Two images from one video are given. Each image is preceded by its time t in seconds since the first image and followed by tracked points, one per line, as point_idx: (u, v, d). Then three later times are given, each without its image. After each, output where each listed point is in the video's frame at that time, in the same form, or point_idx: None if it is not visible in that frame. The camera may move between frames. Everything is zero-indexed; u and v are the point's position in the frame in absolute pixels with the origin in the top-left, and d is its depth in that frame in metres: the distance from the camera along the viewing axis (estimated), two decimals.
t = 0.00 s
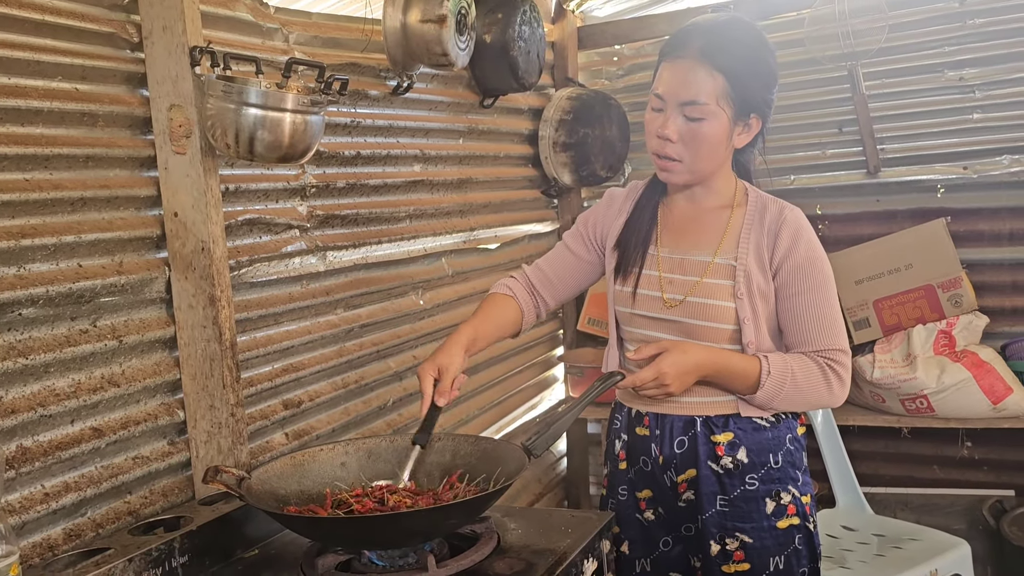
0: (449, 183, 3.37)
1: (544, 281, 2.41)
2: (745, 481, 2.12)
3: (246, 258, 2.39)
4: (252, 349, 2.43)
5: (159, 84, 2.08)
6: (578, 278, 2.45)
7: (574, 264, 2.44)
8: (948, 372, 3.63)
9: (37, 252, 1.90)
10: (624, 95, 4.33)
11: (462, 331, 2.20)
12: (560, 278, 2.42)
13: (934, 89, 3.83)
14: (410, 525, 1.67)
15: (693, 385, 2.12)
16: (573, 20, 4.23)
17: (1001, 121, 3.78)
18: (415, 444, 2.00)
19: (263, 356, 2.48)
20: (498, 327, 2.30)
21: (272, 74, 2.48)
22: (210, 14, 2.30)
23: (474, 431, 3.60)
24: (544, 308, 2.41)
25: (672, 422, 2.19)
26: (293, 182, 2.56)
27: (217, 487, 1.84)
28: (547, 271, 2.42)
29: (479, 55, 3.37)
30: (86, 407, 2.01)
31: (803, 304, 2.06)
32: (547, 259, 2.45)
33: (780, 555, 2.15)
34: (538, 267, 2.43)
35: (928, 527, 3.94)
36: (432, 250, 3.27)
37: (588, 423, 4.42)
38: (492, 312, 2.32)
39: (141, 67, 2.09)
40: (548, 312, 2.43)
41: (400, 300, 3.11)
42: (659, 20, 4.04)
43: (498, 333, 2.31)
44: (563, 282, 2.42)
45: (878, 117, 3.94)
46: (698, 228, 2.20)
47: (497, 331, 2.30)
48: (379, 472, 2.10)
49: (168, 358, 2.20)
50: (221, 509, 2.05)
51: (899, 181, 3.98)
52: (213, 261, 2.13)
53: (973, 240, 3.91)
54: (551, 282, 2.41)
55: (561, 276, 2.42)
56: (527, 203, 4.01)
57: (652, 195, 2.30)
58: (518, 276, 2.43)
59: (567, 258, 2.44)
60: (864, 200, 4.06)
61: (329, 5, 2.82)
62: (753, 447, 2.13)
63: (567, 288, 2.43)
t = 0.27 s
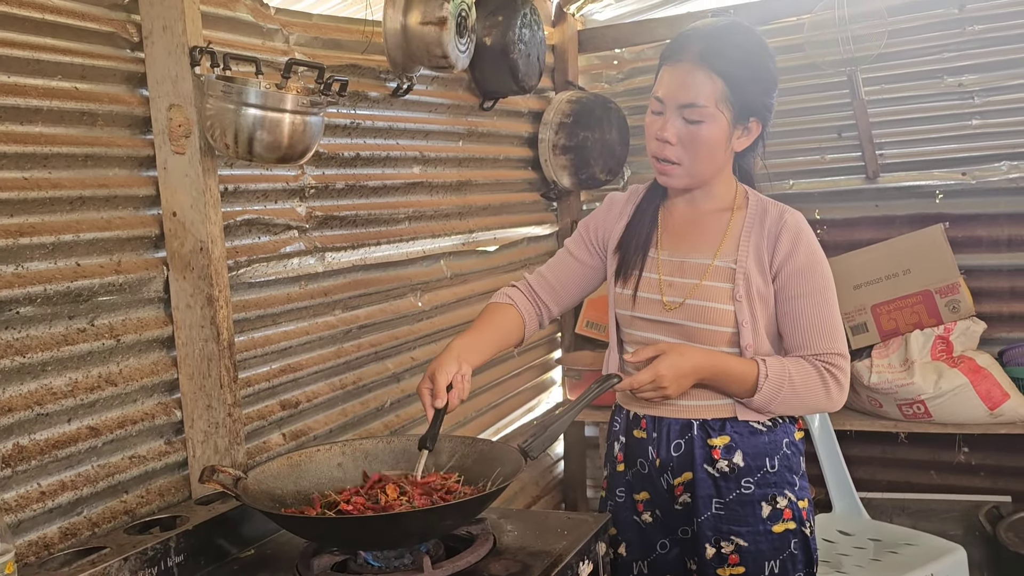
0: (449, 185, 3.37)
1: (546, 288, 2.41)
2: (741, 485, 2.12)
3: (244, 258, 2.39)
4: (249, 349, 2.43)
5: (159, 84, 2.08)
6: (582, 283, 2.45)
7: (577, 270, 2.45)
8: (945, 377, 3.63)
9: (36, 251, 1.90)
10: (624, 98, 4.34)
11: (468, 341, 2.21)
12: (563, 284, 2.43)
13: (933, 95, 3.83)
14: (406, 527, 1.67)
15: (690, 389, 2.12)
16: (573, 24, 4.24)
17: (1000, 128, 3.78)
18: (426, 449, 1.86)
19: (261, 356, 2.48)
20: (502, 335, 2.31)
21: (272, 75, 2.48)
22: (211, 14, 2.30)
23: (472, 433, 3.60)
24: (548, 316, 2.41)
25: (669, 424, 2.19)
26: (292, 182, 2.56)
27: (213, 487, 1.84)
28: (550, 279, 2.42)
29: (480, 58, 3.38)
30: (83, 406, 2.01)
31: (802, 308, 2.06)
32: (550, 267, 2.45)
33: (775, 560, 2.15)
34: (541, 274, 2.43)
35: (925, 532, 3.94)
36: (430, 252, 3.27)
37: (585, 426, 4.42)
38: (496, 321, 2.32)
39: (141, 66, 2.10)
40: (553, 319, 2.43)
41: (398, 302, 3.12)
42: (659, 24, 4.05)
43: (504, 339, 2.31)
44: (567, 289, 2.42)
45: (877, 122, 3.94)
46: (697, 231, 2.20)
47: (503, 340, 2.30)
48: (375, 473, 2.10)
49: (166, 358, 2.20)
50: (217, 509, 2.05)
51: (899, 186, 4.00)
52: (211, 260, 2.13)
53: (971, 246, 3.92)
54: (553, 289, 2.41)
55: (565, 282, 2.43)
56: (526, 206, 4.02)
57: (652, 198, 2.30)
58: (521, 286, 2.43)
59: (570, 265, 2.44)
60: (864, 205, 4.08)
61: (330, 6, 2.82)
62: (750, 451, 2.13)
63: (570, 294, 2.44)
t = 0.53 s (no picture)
0: (448, 187, 3.38)
1: (543, 284, 2.42)
2: (744, 486, 2.13)
3: (244, 257, 2.39)
4: (248, 349, 2.43)
5: (160, 83, 2.08)
6: (579, 282, 2.46)
7: (574, 268, 2.45)
8: (943, 382, 3.63)
9: (36, 248, 1.90)
10: (623, 101, 4.35)
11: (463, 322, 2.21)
12: (560, 281, 2.43)
13: (932, 99, 3.84)
14: (404, 527, 1.67)
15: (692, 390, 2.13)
16: (573, 26, 4.25)
17: (998, 133, 3.80)
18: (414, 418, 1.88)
19: (260, 355, 2.48)
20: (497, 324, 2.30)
21: (272, 75, 2.48)
22: (212, 13, 2.31)
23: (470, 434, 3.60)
24: (544, 312, 2.42)
25: (671, 426, 2.19)
26: (292, 182, 2.56)
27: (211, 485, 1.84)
28: (547, 275, 2.42)
29: (480, 59, 3.38)
30: (82, 404, 2.01)
31: (804, 309, 2.06)
32: (548, 263, 2.45)
33: (778, 561, 2.15)
34: (538, 270, 2.43)
35: (922, 536, 3.95)
36: (429, 253, 3.28)
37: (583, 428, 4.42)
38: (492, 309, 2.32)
39: (142, 65, 2.10)
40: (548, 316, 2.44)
41: (397, 303, 3.12)
42: (659, 27, 4.06)
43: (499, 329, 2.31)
44: (563, 286, 2.43)
45: (876, 127, 3.95)
46: (699, 231, 2.21)
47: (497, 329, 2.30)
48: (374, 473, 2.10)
49: (165, 356, 2.20)
50: (215, 508, 2.04)
51: (898, 190, 3.99)
52: (211, 259, 2.13)
53: (969, 250, 3.93)
54: (551, 286, 2.42)
55: (562, 280, 2.43)
56: (525, 207, 4.02)
57: (653, 199, 2.30)
58: (518, 280, 2.43)
59: (568, 262, 2.44)
60: (862, 210, 4.09)
61: (331, 6, 2.82)
62: (753, 452, 2.13)
63: (567, 292, 2.44)
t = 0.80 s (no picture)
0: (447, 190, 3.38)
1: (539, 282, 2.42)
2: (738, 489, 2.13)
3: (242, 258, 2.40)
4: (246, 350, 2.43)
5: (160, 84, 2.09)
6: (575, 281, 2.46)
7: (571, 266, 2.45)
8: (939, 387, 3.64)
9: (34, 248, 1.90)
10: (622, 105, 4.36)
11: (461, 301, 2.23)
12: (557, 280, 2.43)
13: (929, 105, 3.85)
14: (402, 528, 1.67)
15: (688, 394, 2.13)
16: (572, 30, 4.26)
17: (995, 139, 3.81)
18: (394, 386, 1.84)
19: (257, 357, 2.48)
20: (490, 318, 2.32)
21: (273, 77, 2.49)
22: (212, 15, 2.31)
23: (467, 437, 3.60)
24: (537, 309, 2.42)
25: (667, 429, 2.19)
26: (291, 184, 2.57)
27: (210, 487, 1.84)
28: (544, 273, 2.42)
29: (479, 62, 3.39)
30: (79, 404, 2.01)
31: (800, 314, 2.07)
32: (545, 261, 2.45)
33: (772, 565, 2.15)
34: (535, 268, 2.43)
35: (918, 541, 3.95)
36: (428, 256, 3.28)
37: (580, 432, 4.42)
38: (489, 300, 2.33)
39: (142, 66, 2.10)
40: (541, 313, 2.44)
41: (395, 305, 3.12)
42: (657, 31, 4.07)
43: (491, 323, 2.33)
44: (560, 284, 2.43)
45: (874, 132, 3.96)
46: (697, 235, 2.21)
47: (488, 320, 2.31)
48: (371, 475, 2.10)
49: (163, 357, 2.20)
50: (212, 509, 2.04)
51: (894, 196, 4.01)
52: (210, 260, 2.13)
53: (966, 255, 3.94)
54: (547, 285, 2.42)
55: (558, 278, 2.43)
56: (523, 211, 4.03)
57: (651, 203, 2.31)
58: (514, 275, 2.43)
59: (565, 261, 2.45)
60: (860, 215, 4.09)
61: (332, 9, 2.83)
62: (747, 456, 2.14)
63: (563, 291, 2.44)
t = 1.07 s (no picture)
0: (438, 193, 3.38)
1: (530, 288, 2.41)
2: (724, 494, 2.13)
3: (232, 261, 2.39)
4: (236, 354, 2.42)
5: (150, 87, 2.08)
6: (565, 285, 2.46)
7: (561, 271, 2.45)
8: (931, 392, 3.64)
9: (22, 251, 1.89)
10: (615, 109, 4.36)
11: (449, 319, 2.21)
12: (547, 285, 2.43)
13: (921, 110, 3.84)
14: (390, 534, 1.67)
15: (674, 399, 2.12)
16: (565, 34, 4.27)
17: (986, 144, 3.82)
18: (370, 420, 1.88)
19: (247, 361, 2.47)
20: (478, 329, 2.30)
21: (263, 80, 2.49)
22: (202, 18, 2.30)
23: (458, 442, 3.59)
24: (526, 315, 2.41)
25: (653, 434, 2.19)
26: (281, 187, 2.56)
27: (196, 491, 1.83)
28: (534, 277, 2.42)
29: (471, 67, 3.38)
30: (67, 408, 2.00)
31: (786, 320, 2.07)
32: (534, 265, 2.44)
33: (758, 570, 2.15)
34: (525, 273, 2.42)
35: (909, 546, 3.96)
36: (419, 259, 3.27)
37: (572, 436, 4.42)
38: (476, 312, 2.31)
39: (133, 68, 2.09)
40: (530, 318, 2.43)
41: (386, 309, 3.11)
42: (650, 36, 4.07)
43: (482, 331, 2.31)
44: (549, 289, 2.43)
45: (865, 137, 3.96)
46: (684, 240, 2.21)
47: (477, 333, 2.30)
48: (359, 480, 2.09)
49: (152, 360, 2.19)
50: (200, 513, 2.04)
51: (886, 202, 4.06)
52: (199, 263, 2.12)
53: (957, 261, 3.96)
54: (537, 289, 2.41)
55: (548, 282, 2.43)
56: (516, 215, 4.03)
57: (639, 208, 2.31)
58: (504, 280, 2.42)
59: (555, 265, 2.44)
60: (852, 220, 4.14)
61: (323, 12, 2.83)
62: (732, 461, 2.13)
63: (552, 295, 2.44)
